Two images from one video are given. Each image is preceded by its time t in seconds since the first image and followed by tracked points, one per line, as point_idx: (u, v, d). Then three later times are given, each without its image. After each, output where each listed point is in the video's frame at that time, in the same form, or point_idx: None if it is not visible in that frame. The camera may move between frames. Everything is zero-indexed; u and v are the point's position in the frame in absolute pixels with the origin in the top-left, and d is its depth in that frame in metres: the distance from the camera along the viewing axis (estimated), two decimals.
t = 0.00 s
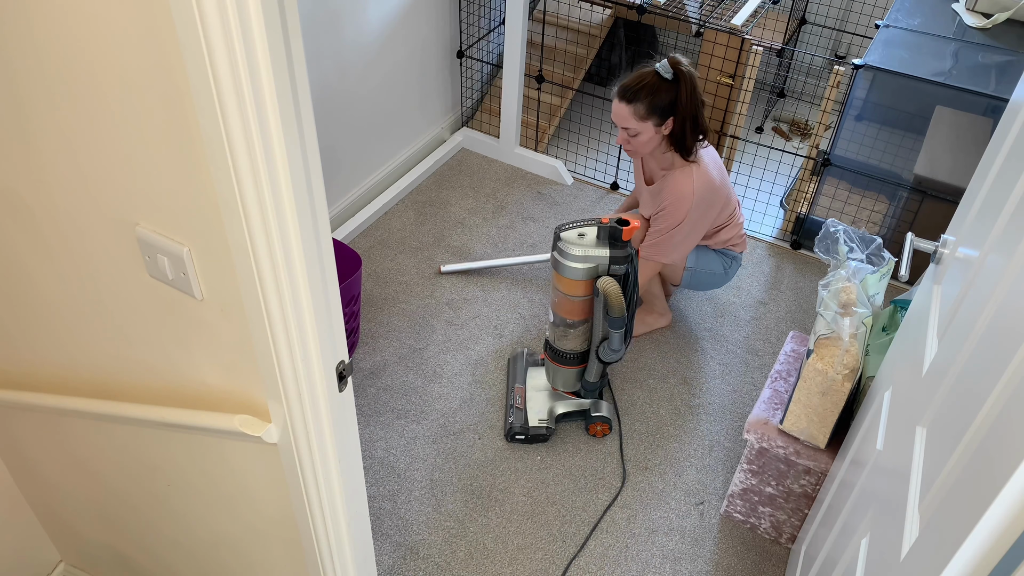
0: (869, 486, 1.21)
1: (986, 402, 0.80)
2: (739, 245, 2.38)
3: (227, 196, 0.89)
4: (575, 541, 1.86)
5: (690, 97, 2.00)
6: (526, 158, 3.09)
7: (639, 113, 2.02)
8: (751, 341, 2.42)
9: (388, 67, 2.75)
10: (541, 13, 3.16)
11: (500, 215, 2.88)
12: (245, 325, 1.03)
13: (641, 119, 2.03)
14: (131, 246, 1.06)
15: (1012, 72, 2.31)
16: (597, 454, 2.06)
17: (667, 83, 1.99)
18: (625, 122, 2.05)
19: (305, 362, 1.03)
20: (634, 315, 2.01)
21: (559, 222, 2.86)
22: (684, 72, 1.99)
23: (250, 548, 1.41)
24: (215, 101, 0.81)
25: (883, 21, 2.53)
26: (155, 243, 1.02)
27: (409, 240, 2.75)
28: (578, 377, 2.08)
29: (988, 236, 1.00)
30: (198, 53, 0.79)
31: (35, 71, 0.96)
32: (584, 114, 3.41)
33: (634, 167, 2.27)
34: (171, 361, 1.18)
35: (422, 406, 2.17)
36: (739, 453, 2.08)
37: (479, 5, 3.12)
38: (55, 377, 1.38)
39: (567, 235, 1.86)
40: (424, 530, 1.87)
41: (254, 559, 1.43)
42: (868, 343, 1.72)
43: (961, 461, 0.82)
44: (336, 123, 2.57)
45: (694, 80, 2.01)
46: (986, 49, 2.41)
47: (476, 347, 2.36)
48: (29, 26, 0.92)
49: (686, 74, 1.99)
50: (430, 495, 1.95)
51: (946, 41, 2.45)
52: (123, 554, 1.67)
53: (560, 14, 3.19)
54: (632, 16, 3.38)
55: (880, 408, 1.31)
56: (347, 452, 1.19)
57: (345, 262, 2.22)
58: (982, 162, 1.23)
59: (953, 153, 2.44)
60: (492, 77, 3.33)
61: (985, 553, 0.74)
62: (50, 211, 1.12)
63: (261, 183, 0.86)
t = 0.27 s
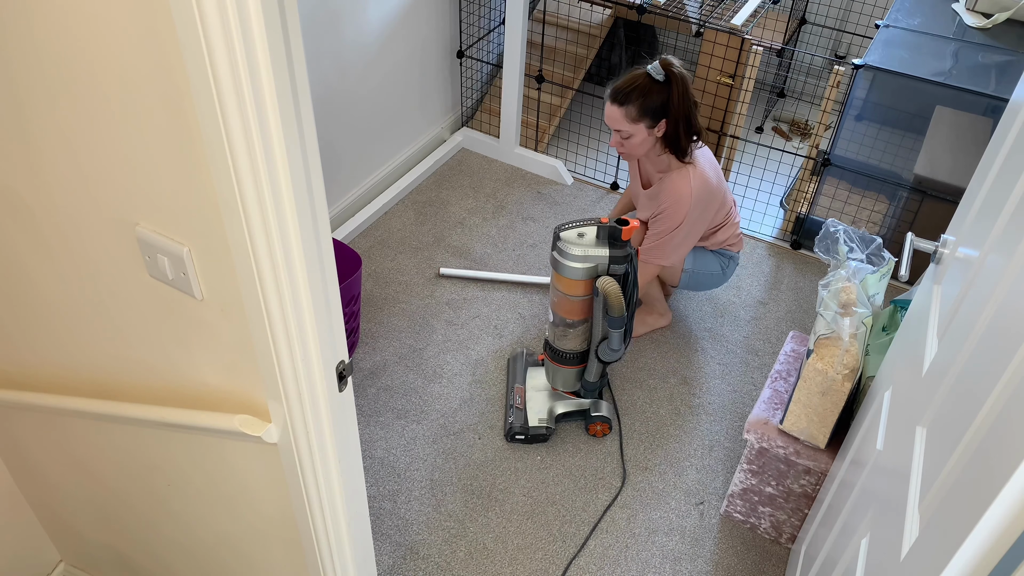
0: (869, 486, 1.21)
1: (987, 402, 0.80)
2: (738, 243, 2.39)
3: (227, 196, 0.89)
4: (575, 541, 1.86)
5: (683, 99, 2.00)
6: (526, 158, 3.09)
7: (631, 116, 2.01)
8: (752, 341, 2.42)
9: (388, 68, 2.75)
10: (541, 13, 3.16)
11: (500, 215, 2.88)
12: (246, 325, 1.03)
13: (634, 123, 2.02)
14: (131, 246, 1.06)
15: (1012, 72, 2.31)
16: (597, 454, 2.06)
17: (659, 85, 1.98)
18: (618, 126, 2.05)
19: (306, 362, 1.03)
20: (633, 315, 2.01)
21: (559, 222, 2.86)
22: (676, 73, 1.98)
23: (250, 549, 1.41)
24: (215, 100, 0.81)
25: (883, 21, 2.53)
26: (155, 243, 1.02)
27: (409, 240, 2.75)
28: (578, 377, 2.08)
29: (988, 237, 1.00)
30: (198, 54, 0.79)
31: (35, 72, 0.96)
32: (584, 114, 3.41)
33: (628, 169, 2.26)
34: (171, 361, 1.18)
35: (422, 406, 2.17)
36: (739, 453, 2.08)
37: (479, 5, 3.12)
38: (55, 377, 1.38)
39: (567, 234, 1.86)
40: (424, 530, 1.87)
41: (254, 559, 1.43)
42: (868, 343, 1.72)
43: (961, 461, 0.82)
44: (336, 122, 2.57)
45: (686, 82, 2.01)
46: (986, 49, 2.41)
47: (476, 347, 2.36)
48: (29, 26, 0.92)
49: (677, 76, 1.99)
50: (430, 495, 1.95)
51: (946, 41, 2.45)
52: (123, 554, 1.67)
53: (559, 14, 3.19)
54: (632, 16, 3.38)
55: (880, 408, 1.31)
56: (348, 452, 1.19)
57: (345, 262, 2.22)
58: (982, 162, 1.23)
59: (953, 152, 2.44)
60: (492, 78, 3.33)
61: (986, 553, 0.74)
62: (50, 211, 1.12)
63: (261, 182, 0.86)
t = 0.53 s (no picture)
0: (869, 486, 1.21)
1: (987, 402, 0.80)
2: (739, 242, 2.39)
3: (227, 197, 0.89)
4: (575, 541, 1.86)
5: (680, 103, 2.00)
6: (526, 158, 3.08)
7: (629, 122, 2.01)
8: (751, 341, 2.42)
9: (388, 68, 2.75)
10: (541, 13, 3.16)
11: (500, 215, 2.88)
12: (245, 324, 1.02)
13: (632, 128, 2.03)
14: (131, 245, 1.06)
15: (1012, 72, 2.31)
16: (597, 454, 2.06)
17: (656, 91, 1.98)
18: (616, 132, 2.05)
19: (306, 362, 1.03)
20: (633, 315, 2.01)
21: (559, 222, 2.85)
22: (673, 79, 1.98)
23: (250, 549, 1.41)
24: (214, 100, 0.81)
25: (883, 21, 2.53)
26: (155, 243, 1.01)
27: (409, 239, 2.75)
28: (578, 377, 2.08)
29: (988, 237, 1.00)
30: (198, 54, 0.79)
31: (35, 72, 0.96)
32: (584, 114, 3.41)
33: (627, 174, 2.27)
34: (171, 360, 1.18)
35: (422, 406, 2.17)
36: (739, 453, 2.08)
37: (479, 5, 3.12)
38: (55, 377, 1.38)
39: (566, 234, 1.86)
40: (424, 530, 1.87)
41: (254, 559, 1.43)
42: (868, 343, 1.72)
43: (961, 461, 0.82)
44: (336, 122, 2.57)
45: (684, 87, 2.00)
46: (986, 49, 2.41)
47: (476, 347, 2.36)
48: (29, 26, 0.92)
49: (674, 81, 1.99)
50: (430, 495, 1.95)
51: (946, 41, 2.45)
52: (123, 554, 1.67)
53: (559, 14, 3.19)
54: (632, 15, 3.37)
55: (880, 408, 1.31)
56: (348, 452, 1.19)
57: (345, 262, 2.22)
58: (982, 162, 1.23)
59: (953, 152, 2.43)
60: (492, 77, 3.33)
61: (986, 553, 0.74)
62: (50, 210, 1.12)
63: (262, 182, 0.86)
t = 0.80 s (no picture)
0: (869, 486, 1.21)
1: (987, 402, 0.80)
2: (770, 171, 2.16)
3: (227, 197, 0.89)
4: (575, 541, 1.86)
5: (656, 22, 1.87)
6: (526, 158, 3.09)
7: (603, 45, 1.91)
8: (752, 342, 2.42)
9: (388, 68, 2.75)
10: (541, 13, 3.16)
11: (500, 215, 2.88)
12: (245, 325, 1.03)
13: (606, 53, 1.92)
14: (130, 245, 1.06)
15: (1012, 71, 2.31)
16: (597, 454, 2.06)
17: (630, 10, 1.86)
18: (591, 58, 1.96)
19: (306, 362, 1.03)
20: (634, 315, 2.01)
21: (559, 222, 2.86)
22: None
23: (250, 548, 1.41)
24: (214, 100, 0.81)
25: (883, 21, 2.53)
26: (155, 243, 1.02)
27: (409, 240, 2.75)
28: (578, 377, 2.08)
29: (988, 237, 1.00)
30: (198, 55, 0.79)
31: (35, 72, 0.96)
32: (584, 114, 3.41)
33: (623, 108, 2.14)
34: (171, 360, 1.18)
35: (422, 406, 2.17)
36: (739, 453, 2.08)
37: (479, 5, 3.12)
38: (55, 377, 1.38)
39: (567, 235, 1.86)
40: (424, 530, 1.87)
41: (253, 558, 1.43)
42: (868, 343, 1.72)
43: (962, 461, 0.82)
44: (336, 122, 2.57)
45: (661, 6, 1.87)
46: (986, 49, 2.41)
47: (476, 347, 2.36)
48: (29, 25, 0.92)
49: None
50: (430, 495, 1.95)
51: (946, 41, 2.45)
52: (123, 554, 1.67)
53: (559, 14, 3.17)
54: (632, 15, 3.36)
55: (880, 408, 1.31)
56: (348, 452, 1.19)
57: (345, 262, 2.22)
58: (982, 162, 1.22)
59: (953, 153, 2.43)
60: (492, 78, 3.33)
61: (986, 553, 0.74)
62: (50, 210, 1.12)
63: (262, 182, 0.86)
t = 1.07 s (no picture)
0: (869, 486, 1.21)
1: (987, 402, 0.80)
2: (803, 80, 1.92)
3: (227, 197, 0.89)
4: (575, 541, 1.86)
5: None
6: (526, 158, 3.09)
7: None
8: (752, 342, 2.42)
9: (388, 67, 2.75)
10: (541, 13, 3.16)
11: (500, 215, 2.88)
12: (245, 325, 1.03)
13: None
14: (130, 245, 1.06)
15: (1012, 71, 2.31)
16: (597, 454, 2.06)
17: None
18: None
19: (305, 362, 1.03)
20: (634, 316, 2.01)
21: (559, 222, 2.85)
22: None
23: (250, 548, 1.41)
24: (214, 100, 0.81)
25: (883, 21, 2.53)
26: (155, 243, 1.01)
27: (409, 240, 2.75)
28: (578, 377, 2.08)
29: (988, 236, 1.00)
30: (198, 55, 0.79)
31: (35, 72, 0.96)
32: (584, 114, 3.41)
33: None
34: (172, 361, 1.18)
35: (422, 406, 2.17)
36: (739, 453, 2.08)
37: (479, 5, 3.12)
38: (55, 377, 1.38)
39: (567, 235, 1.86)
40: (424, 530, 1.87)
41: (253, 558, 1.43)
42: (868, 343, 1.72)
43: (961, 461, 0.82)
44: (336, 122, 2.57)
45: None
46: (986, 49, 2.41)
47: (476, 347, 2.36)
48: (29, 25, 0.92)
49: None
50: (430, 495, 1.95)
51: (946, 41, 2.45)
52: (122, 554, 1.67)
53: (559, 14, 3.18)
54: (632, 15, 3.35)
55: (880, 408, 1.31)
56: (348, 452, 1.19)
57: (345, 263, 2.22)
58: (982, 162, 1.22)
59: (953, 153, 2.43)
60: (493, 77, 3.33)
61: (986, 553, 0.74)
62: (51, 210, 1.12)
63: (262, 183, 0.86)
